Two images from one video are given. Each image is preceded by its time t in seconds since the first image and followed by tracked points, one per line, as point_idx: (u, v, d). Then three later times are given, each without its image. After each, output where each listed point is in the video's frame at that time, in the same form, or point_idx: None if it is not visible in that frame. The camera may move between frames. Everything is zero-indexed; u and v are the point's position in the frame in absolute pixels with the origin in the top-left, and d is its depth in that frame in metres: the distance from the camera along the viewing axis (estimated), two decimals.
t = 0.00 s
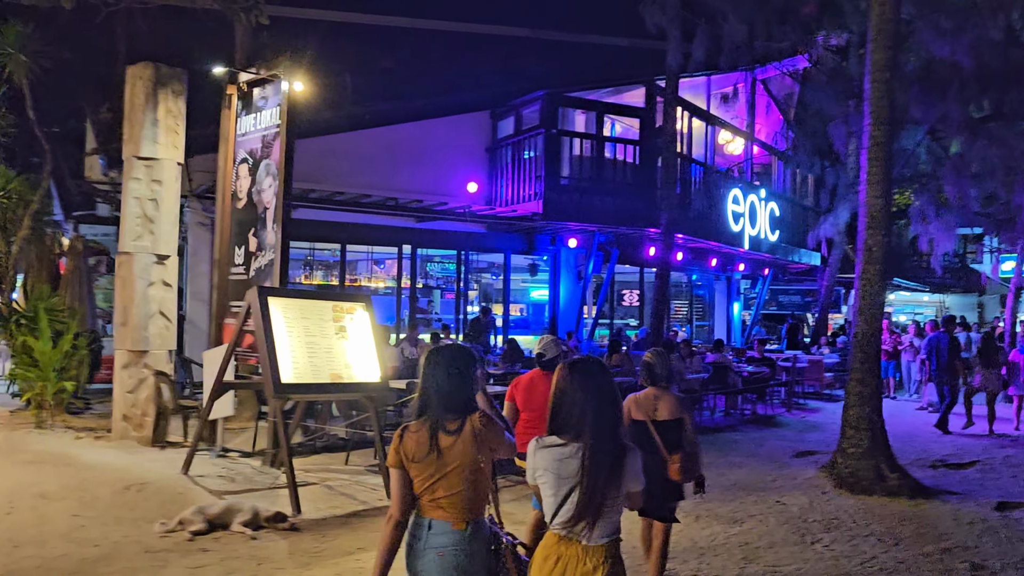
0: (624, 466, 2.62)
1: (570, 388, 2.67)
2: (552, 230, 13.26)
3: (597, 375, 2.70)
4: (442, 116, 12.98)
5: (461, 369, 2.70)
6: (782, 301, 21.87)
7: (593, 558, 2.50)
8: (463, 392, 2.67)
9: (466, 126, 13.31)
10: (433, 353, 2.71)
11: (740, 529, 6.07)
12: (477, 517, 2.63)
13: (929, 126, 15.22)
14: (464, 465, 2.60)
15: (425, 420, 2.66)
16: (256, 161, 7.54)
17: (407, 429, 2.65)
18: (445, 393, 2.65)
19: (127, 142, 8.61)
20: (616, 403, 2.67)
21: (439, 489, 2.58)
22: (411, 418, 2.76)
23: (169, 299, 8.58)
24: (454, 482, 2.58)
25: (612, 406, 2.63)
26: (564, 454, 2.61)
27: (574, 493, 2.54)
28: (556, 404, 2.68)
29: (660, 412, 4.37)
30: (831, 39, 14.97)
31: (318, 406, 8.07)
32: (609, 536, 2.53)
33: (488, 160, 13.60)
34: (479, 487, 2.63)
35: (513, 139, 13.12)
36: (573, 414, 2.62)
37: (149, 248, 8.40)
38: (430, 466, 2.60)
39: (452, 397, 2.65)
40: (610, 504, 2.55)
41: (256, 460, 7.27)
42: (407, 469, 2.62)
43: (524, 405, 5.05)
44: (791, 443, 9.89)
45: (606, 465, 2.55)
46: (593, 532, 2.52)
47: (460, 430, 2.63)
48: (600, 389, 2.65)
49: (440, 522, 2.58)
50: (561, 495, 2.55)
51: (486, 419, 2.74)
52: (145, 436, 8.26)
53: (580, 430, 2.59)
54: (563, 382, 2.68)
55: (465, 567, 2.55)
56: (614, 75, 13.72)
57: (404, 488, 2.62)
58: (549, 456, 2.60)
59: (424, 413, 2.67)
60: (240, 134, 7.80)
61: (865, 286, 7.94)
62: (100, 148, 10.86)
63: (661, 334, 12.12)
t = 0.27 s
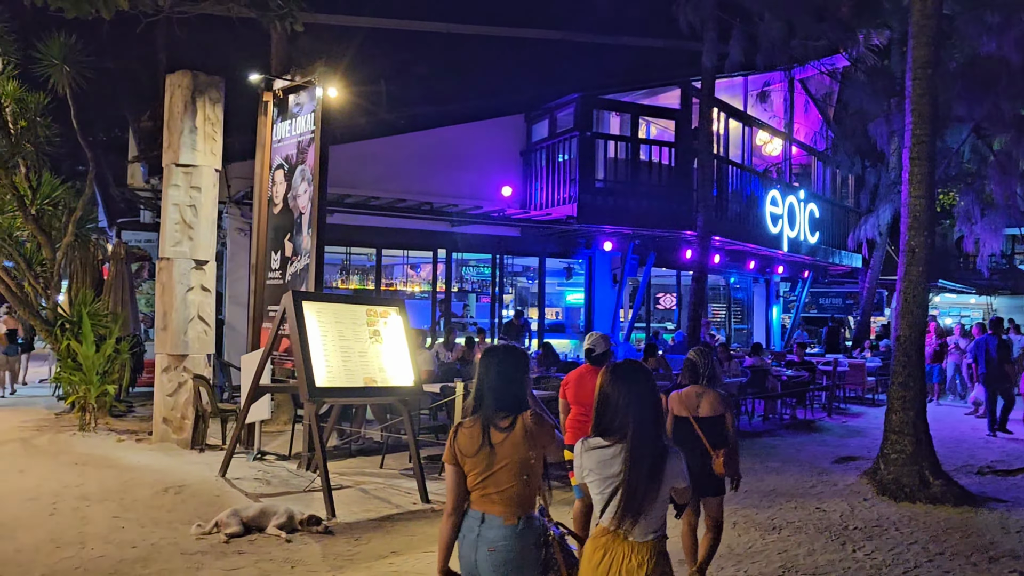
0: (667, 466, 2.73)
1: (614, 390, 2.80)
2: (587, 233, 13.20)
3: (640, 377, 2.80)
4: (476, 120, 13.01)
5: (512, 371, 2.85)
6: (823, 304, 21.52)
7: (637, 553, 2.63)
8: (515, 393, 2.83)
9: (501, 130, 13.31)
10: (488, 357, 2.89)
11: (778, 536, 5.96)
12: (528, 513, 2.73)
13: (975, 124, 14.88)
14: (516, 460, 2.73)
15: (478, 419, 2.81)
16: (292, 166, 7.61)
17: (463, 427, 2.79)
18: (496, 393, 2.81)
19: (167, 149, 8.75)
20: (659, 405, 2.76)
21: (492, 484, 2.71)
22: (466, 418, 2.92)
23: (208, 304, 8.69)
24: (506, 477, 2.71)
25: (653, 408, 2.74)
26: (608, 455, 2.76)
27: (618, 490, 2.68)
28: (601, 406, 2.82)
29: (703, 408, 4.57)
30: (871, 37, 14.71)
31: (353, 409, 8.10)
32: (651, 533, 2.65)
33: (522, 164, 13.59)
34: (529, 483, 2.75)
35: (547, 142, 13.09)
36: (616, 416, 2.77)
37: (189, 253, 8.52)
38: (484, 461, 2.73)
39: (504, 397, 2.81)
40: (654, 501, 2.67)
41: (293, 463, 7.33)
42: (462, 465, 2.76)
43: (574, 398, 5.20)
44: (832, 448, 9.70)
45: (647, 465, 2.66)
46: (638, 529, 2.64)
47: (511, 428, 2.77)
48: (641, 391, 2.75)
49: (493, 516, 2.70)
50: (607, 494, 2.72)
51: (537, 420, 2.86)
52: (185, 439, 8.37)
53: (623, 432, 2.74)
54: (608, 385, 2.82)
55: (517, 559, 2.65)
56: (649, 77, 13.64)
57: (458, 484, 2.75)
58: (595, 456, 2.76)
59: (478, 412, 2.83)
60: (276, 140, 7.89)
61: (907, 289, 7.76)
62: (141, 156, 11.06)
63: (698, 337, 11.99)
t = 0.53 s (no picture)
0: (689, 458, 2.81)
1: (638, 386, 2.84)
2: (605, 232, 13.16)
3: (665, 372, 2.83)
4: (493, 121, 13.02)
5: (550, 365, 2.85)
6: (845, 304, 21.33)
7: (660, 543, 2.72)
8: (552, 387, 2.82)
9: (518, 130, 13.32)
10: (525, 351, 2.90)
11: (795, 537, 5.91)
12: (565, 508, 2.73)
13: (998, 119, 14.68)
14: (550, 454, 2.73)
15: (515, 413, 2.83)
16: (309, 168, 7.66)
17: (500, 421, 2.82)
18: (533, 388, 2.80)
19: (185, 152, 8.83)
20: (682, 398, 2.81)
21: (527, 477, 2.72)
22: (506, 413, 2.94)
23: (226, 305, 8.77)
24: (540, 471, 2.71)
25: (676, 402, 2.79)
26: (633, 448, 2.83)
27: (642, 485, 2.76)
28: (626, 401, 2.87)
29: (725, 404, 4.54)
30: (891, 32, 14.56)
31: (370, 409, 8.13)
32: (674, 523, 2.74)
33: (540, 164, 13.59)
34: (566, 478, 2.74)
35: (564, 142, 13.08)
36: (639, 410, 2.82)
37: (207, 255, 8.59)
38: (519, 454, 2.75)
39: (540, 391, 2.81)
40: (676, 494, 2.75)
41: (310, 463, 7.37)
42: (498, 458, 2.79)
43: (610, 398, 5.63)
44: (853, 449, 9.60)
45: (669, 457, 2.74)
46: (661, 520, 2.73)
47: (548, 423, 2.77)
48: (664, 385, 2.80)
49: (529, 510, 2.70)
50: (631, 486, 2.80)
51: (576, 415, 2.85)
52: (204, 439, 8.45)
53: (646, 425, 2.80)
54: (632, 380, 2.86)
55: (552, 553, 2.65)
56: (667, 76, 13.59)
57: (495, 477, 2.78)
58: (619, 449, 2.84)
59: (515, 406, 2.84)
60: (293, 142, 7.94)
61: (927, 287, 7.67)
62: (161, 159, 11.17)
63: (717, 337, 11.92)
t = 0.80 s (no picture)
0: (714, 460, 2.77)
1: (662, 389, 2.86)
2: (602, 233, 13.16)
3: (688, 376, 2.85)
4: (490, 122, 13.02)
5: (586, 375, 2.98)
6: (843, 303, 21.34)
7: (685, 543, 2.69)
8: (588, 396, 2.94)
9: (516, 131, 13.32)
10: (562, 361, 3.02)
11: (792, 537, 5.91)
12: (599, 510, 2.86)
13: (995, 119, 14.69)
14: (587, 460, 2.85)
15: (552, 420, 2.95)
16: (305, 168, 7.65)
17: (538, 427, 2.94)
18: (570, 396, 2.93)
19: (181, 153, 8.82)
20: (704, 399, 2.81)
21: (563, 481, 2.84)
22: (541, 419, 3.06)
23: (223, 306, 8.77)
24: (578, 475, 2.84)
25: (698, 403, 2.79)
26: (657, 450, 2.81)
27: (666, 485, 2.74)
28: (650, 404, 2.89)
29: (740, 401, 4.58)
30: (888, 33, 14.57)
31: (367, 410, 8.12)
32: (699, 523, 2.70)
33: (537, 164, 13.59)
34: (600, 482, 2.87)
35: (562, 143, 13.08)
36: (663, 413, 2.83)
37: (204, 256, 8.58)
38: (557, 459, 2.87)
39: (578, 399, 2.93)
40: (699, 495, 2.71)
41: (307, 464, 7.37)
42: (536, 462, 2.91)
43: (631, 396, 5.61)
44: (851, 448, 9.60)
45: (693, 458, 2.72)
46: (686, 520, 2.70)
47: (584, 431, 2.90)
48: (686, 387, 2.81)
49: (565, 512, 2.83)
50: (656, 488, 2.77)
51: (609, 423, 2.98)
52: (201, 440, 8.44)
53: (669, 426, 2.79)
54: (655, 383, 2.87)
55: (588, 552, 2.79)
56: (664, 76, 13.59)
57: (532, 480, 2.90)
58: (644, 451, 2.82)
59: (552, 414, 2.96)
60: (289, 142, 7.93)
61: (923, 287, 7.67)
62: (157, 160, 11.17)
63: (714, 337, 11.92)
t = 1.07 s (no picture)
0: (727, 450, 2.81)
1: (672, 381, 2.88)
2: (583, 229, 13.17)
3: (699, 368, 2.88)
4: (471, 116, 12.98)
5: (595, 365, 3.02)
6: (821, 300, 21.50)
7: (699, 529, 2.72)
8: (597, 387, 2.98)
9: (497, 126, 13.28)
10: (571, 351, 3.05)
11: (770, 531, 5.94)
12: (604, 498, 2.92)
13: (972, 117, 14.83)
14: (596, 448, 2.91)
15: (560, 410, 2.98)
16: (283, 162, 7.59)
17: (546, 416, 2.97)
18: (579, 386, 2.96)
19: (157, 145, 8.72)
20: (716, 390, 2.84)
21: (572, 469, 2.88)
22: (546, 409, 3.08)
23: (200, 300, 8.70)
24: (586, 463, 2.89)
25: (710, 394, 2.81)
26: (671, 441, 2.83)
27: (681, 473, 2.75)
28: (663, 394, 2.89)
29: (736, 389, 4.83)
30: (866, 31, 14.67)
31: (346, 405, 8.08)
32: (712, 510, 2.73)
33: (518, 160, 13.57)
34: (607, 471, 2.92)
35: (543, 138, 13.07)
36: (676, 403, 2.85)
37: (181, 250, 8.50)
38: (566, 447, 2.91)
39: (587, 390, 2.97)
40: (712, 483, 2.74)
41: (285, 459, 7.32)
42: (544, 450, 2.93)
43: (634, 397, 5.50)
44: (828, 444, 9.68)
45: (706, 447, 2.75)
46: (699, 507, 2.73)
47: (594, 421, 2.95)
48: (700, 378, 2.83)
49: (571, 499, 2.87)
50: (671, 477, 2.77)
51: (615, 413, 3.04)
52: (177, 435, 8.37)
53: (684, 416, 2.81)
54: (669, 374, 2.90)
55: (594, 538, 2.84)
56: (645, 73, 13.61)
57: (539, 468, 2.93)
58: (659, 441, 2.83)
59: (560, 403, 2.99)
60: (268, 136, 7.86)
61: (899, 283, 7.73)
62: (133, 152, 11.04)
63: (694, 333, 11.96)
